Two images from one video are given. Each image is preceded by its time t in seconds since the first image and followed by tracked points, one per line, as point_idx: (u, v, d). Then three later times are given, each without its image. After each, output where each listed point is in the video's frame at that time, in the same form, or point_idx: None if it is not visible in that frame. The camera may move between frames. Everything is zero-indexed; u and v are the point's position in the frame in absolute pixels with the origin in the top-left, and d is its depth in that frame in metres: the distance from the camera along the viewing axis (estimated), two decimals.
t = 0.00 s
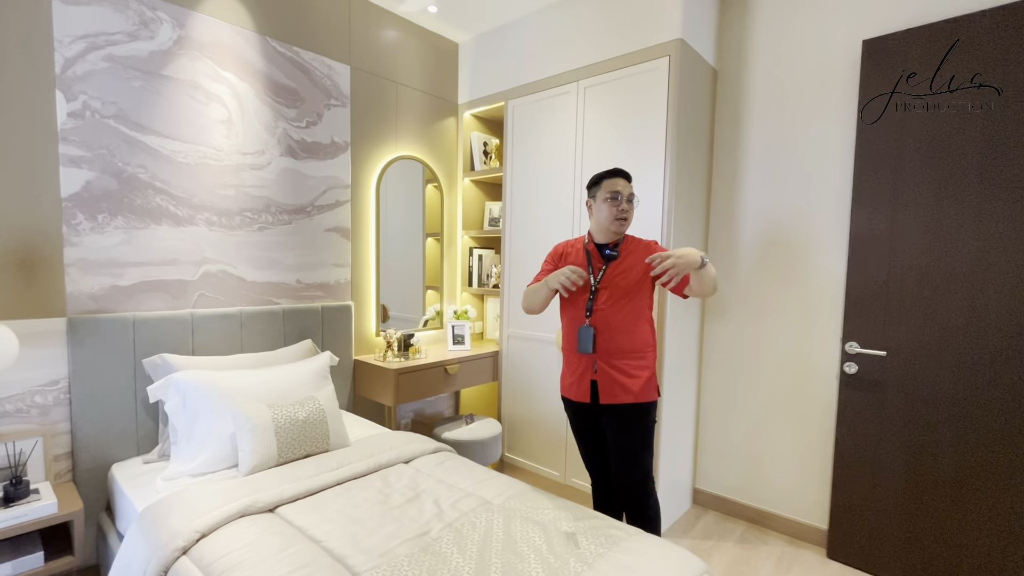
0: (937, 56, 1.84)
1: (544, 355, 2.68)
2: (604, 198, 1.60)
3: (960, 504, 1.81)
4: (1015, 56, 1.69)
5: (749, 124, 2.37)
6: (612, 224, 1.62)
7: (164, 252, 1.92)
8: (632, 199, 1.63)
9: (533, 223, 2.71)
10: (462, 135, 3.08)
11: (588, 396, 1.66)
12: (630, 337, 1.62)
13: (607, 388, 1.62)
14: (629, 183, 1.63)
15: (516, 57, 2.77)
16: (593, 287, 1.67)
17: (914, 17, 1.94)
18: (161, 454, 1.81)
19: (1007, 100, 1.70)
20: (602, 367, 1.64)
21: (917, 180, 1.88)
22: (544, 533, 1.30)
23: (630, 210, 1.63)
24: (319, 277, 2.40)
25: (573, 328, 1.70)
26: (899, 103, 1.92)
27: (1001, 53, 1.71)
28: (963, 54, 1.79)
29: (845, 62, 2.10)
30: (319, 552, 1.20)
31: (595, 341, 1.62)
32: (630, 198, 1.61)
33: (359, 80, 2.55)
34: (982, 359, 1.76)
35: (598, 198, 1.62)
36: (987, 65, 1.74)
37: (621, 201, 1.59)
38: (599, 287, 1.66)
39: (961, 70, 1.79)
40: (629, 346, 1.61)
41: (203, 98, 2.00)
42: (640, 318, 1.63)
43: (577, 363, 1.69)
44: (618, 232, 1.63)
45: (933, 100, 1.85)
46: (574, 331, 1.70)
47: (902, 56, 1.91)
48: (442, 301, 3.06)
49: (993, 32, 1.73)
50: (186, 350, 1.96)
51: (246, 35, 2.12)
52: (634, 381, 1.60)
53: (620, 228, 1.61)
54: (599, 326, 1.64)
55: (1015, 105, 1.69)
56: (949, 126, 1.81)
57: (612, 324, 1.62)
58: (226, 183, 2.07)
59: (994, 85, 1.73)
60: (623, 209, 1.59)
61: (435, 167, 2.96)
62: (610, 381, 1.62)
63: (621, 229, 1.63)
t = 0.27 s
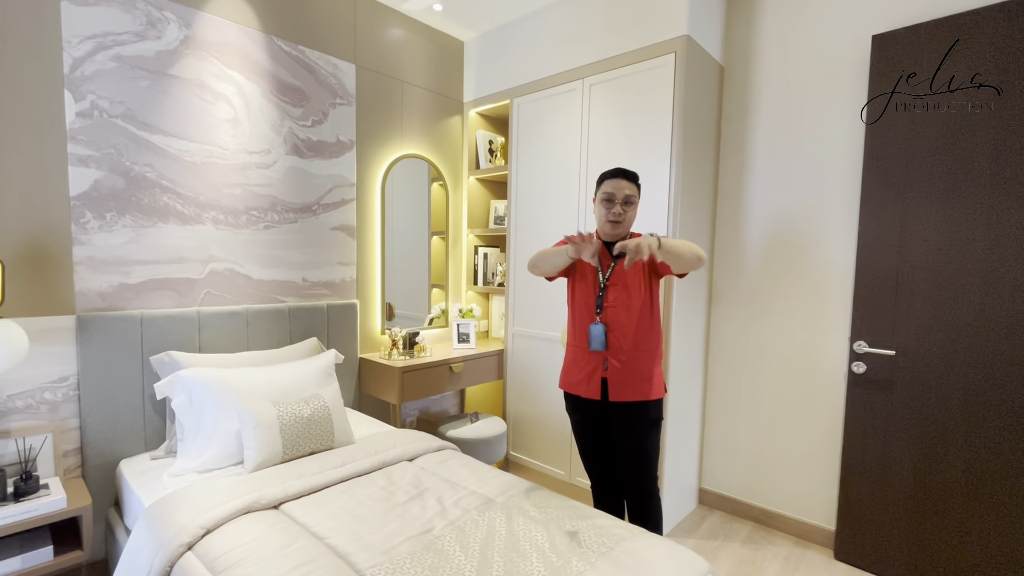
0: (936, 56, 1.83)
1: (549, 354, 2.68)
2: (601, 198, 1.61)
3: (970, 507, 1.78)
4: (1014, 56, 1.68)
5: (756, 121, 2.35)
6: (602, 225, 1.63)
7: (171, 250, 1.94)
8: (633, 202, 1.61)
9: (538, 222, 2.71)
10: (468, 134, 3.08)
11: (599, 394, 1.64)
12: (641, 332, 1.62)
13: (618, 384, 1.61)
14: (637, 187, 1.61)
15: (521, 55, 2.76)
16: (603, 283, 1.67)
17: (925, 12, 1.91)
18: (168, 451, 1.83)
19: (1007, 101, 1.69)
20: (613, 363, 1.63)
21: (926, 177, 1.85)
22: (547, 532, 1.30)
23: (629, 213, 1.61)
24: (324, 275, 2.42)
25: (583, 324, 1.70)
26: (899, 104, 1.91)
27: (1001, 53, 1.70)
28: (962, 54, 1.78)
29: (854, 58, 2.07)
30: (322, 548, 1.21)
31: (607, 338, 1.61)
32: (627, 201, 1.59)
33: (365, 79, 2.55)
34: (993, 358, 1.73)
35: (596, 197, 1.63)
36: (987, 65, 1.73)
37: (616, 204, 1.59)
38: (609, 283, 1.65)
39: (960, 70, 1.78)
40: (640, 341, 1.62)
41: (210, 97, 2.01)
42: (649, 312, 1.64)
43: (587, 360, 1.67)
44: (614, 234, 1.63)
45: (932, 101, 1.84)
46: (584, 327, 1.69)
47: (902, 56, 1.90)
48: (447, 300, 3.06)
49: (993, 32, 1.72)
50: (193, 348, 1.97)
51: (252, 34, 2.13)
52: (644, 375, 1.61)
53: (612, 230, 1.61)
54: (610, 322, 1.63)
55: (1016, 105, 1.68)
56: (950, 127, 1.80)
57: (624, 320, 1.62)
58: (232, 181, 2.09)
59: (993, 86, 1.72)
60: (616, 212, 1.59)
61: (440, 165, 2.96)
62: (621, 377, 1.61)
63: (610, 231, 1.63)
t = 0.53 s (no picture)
0: (936, 56, 1.83)
1: (552, 352, 2.68)
2: (608, 193, 1.61)
3: (976, 507, 1.77)
4: (1014, 55, 1.68)
5: (761, 118, 2.34)
6: (609, 221, 1.62)
7: (176, 249, 1.95)
8: (640, 199, 1.60)
9: (541, 220, 2.71)
10: (472, 132, 3.08)
11: (600, 394, 1.64)
12: (643, 334, 1.60)
13: (619, 385, 1.60)
14: (645, 183, 1.61)
15: (525, 53, 2.76)
16: (607, 282, 1.66)
17: (932, 7, 1.89)
18: (174, 448, 1.84)
19: (1006, 101, 1.69)
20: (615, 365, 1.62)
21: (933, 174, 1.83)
22: (549, 530, 1.30)
23: (636, 210, 1.60)
24: (328, 273, 2.42)
25: (587, 324, 1.70)
26: (899, 103, 1.91)
27: (1001, 52, 1.70)
28: (963, 54, 1.78)
29: (860, 54, 2.06)
30: (325, 545, 1.22)
31: (608, 339, 1.61)
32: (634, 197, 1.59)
33: (368, 77, 2.56)
34: (1002, 358, 1.71)
35: (603, 193, 1.63)
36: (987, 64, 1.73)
37: (623, 200, 1.59)
38: (612, 283, 1.64)
39: (960, 70, 1.78)
40: (643, 344, 1.60)
41: (214, 96, 2.02)
42: (653, 315, 1.61)
43: (590, 359, 1.67)
44: (620, 231, 1.62)
45: (932, 100, 1.84)
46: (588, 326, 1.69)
47: (902, 56, 1.90)
48: (450, 298, 3.07)
49: (993, 32, 1.72)
50: (198, 346, 1.99)
51: (256, 33, 2.14)
52: (646, 379, 1.59)
53: (618, 227, 1.61)
54: (613, 323, 1.62)
55: (1016, 104, 1.67)
56: (949, 126, 1.80)
57: (626, 321, 1.60)
58: (236, 180, 2.10)
59: (994, 85, 1.72)
60: (623, 208, 1.58)
61: (443, 164, 2.96)
62: (623, 379, 1.60)
63: (617, 228, 1.62)
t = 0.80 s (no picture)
0: (936, 56, 1.83)
1: (555, 350, 2.68)
2: (621, 189, 1.60)
3: (981, 507, 1.76)
4: (1015, 55, 1.67)
5: (765, 115, 2.32)
6: (622, 217, 1.61)
7: (179, 247, 1.96)
8: (654, 193, 1.59)
9: (543, 218, 2.71)
10: (474, 130, 3.08)
11: (607, 394, 1.64)
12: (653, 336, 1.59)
13: (627, 386, 1.60)
14: (659, 178, 1.60)
15: (527, 51, 2.75)
16: (617, 281, 1.66)
17: (936, 4, 1.87)
18: (178, 445, 1.86)
19: (1007, 101, 1.69)
20: (623, 365, 1.61)
21: (938, 172, 1.82)
22: (551, 528, 1.30)
23: (650, 204, 1.59)
24: (331, 271, 2.43)
25: (595, 324, 1.70)
26: (899, 104, 1.91)
27: (1001, 52, 1.70)
28: (963, 53, 1.77)
29: (864, 51, 2.04)
30: (327, 542, 1.22)
31: (617, 339, 1.60)
32: (649, 192, 1.58)
33: (370, 76, 2.56)
34: (1008, 356, 1.69)
35: (617, 188, 1.63)
36: (987, 64, 1.72)
37: (638, 194, 1.58)
38: (622, 282, 1.64)
39: (960, 70, 1.78)
40: (651, 346, 1.59)
41: (217, 95, 2.03)
42: (663, 318, 1.61)
43: (598, 359, 1.67)
44: (634, 226, 1.61)
45: (932, 100, 1.84)
46: (596, 326, 1.69)
47: (903, 55, 1.90)
48: (453, 296, 3.07)
49: (993, 31, 1.71)
50: (202, 344, 2.00)
51: (259, 32, 2.14)
52: (655, 381, 1.59)
53: (632, 222, 1.60)
54: (622, 323, 1.62)
55: (1018, 103, 1.67)
56: (949, 126, 1.80)
57: (636, 322, 1.60)
58: (240, 179, 2.10)
59: (993, 86, 1.71)
60: (638, 202, 1.57)
61: (446, 162, 2.96)
62: (630, 380, 1.60)
63: (631, 224, 1.61)
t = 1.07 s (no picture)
0: (936, 55, 1.82)
1: (556, 349, 2.68)
2: (643, 185, 1.57)
3: (982, 505, 1.76)
4: (1015, 54, 1.67)
5: (766, 113, 2.32)
6: (649, 214, 1.58)
7: (180, 246, 1.96)
8: (676, 189, 1.59)
9: (544, 216, 2.71)
10: (475, 129, 3.08)
11: (619, 395, 1.64)
12: (665, 336, 1.60)
13: (639, 386, 1.60)
14: (673, 170, 1.59)
15: (528, 49, 2.75)
16: (629, 280, 1.65)
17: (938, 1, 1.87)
18: (180, 443, 1.86)
19: (1007, 101, 1.68)
20: (635, 366, 1.61)
21: (940, 170, 1.82)
22: (552, 526, 1.30)
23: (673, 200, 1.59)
24: (332, 270, 2.43)
25: (606, 324, 1.69)
26: (899, 104, 1.90)
27: (1001, 52, 1.69)
28: (964, 53, 1.77)
29: (866, 48, 2.04)
30: (329, 539, 1.22)
31: (630, 339, 1.60)
32: (673, 187, 1.57)
33: (371, 74, 2.56)
34: (1010, 355, 1.69)
35: (637, 185, 1.59)
36: (988, 64, 1.72)
37: (663, 189, 1.56)
38: (635, 282, 1.63)
39: (961, 69, 1.77)
40: (664, 346, 1.60)
41: (218, 94, 2.03)
42: (675, 318, 1.62)
43: (608, 360, 1.66)
44: (656, 222, 1.59)
45: (932, 100, 1.83)
46: (607, 326, 1.68)
47: (903, 55, 1.89)
48: (454, 295, 3.07)
49: (994, 30, 1.71)
50: (204, 342, 2.00)
51: (260, 31, 2.14)
52: (667, 381, 1.59)
53: (657, 218, 1.58)
54: (635, 323, 1.62)
55: (1019, 102, 1.66)
56: (950, 125, 1.79)
57: (649, 322, 1.60)
58: (241, 177, 2.10)
59: (994, 86, 1.71)
60: (664, 197, 1.55)
61: (447, 160, 2.96)
62: (642, 380, 1.60)
63: (658, 220, 1.59)
